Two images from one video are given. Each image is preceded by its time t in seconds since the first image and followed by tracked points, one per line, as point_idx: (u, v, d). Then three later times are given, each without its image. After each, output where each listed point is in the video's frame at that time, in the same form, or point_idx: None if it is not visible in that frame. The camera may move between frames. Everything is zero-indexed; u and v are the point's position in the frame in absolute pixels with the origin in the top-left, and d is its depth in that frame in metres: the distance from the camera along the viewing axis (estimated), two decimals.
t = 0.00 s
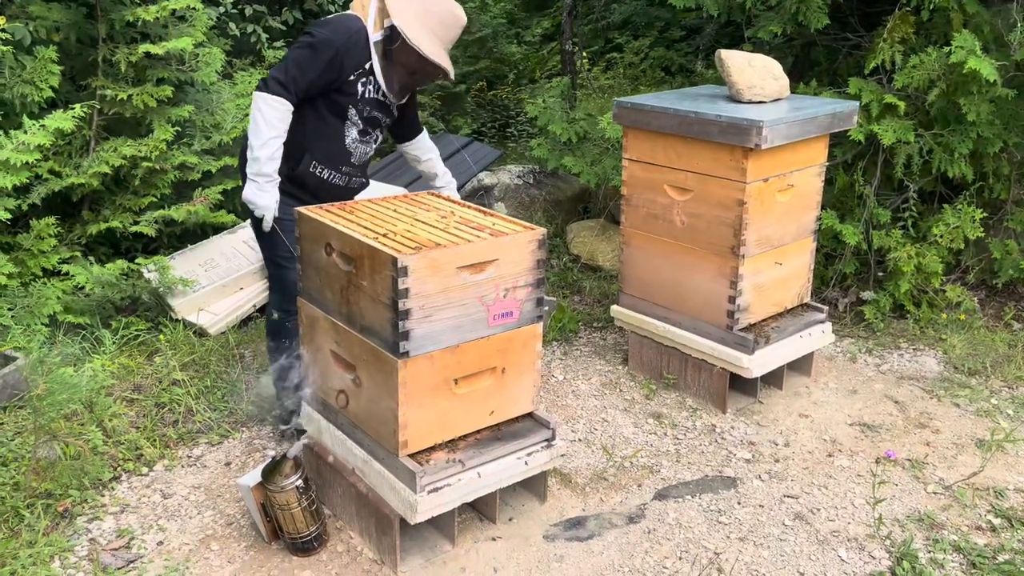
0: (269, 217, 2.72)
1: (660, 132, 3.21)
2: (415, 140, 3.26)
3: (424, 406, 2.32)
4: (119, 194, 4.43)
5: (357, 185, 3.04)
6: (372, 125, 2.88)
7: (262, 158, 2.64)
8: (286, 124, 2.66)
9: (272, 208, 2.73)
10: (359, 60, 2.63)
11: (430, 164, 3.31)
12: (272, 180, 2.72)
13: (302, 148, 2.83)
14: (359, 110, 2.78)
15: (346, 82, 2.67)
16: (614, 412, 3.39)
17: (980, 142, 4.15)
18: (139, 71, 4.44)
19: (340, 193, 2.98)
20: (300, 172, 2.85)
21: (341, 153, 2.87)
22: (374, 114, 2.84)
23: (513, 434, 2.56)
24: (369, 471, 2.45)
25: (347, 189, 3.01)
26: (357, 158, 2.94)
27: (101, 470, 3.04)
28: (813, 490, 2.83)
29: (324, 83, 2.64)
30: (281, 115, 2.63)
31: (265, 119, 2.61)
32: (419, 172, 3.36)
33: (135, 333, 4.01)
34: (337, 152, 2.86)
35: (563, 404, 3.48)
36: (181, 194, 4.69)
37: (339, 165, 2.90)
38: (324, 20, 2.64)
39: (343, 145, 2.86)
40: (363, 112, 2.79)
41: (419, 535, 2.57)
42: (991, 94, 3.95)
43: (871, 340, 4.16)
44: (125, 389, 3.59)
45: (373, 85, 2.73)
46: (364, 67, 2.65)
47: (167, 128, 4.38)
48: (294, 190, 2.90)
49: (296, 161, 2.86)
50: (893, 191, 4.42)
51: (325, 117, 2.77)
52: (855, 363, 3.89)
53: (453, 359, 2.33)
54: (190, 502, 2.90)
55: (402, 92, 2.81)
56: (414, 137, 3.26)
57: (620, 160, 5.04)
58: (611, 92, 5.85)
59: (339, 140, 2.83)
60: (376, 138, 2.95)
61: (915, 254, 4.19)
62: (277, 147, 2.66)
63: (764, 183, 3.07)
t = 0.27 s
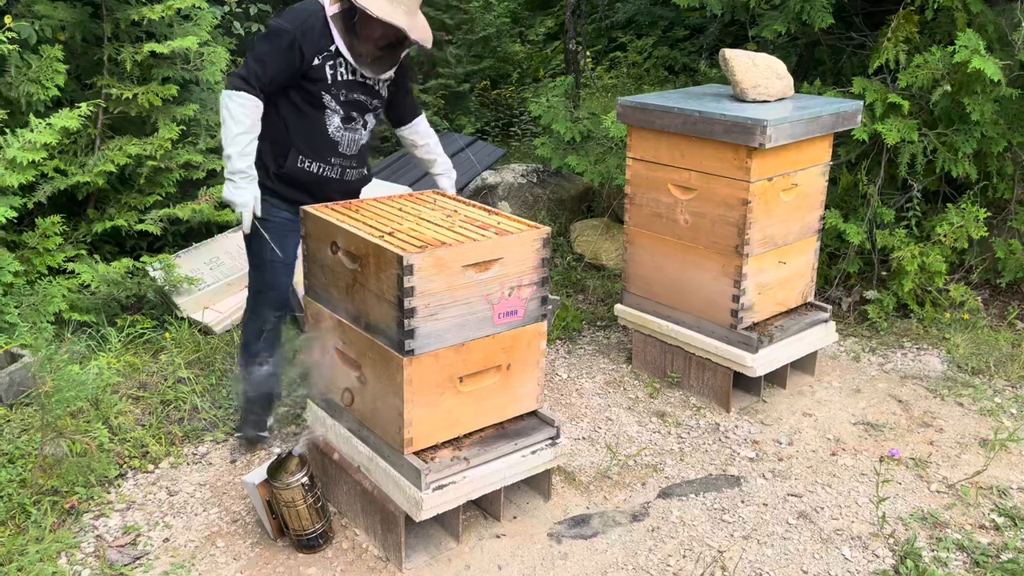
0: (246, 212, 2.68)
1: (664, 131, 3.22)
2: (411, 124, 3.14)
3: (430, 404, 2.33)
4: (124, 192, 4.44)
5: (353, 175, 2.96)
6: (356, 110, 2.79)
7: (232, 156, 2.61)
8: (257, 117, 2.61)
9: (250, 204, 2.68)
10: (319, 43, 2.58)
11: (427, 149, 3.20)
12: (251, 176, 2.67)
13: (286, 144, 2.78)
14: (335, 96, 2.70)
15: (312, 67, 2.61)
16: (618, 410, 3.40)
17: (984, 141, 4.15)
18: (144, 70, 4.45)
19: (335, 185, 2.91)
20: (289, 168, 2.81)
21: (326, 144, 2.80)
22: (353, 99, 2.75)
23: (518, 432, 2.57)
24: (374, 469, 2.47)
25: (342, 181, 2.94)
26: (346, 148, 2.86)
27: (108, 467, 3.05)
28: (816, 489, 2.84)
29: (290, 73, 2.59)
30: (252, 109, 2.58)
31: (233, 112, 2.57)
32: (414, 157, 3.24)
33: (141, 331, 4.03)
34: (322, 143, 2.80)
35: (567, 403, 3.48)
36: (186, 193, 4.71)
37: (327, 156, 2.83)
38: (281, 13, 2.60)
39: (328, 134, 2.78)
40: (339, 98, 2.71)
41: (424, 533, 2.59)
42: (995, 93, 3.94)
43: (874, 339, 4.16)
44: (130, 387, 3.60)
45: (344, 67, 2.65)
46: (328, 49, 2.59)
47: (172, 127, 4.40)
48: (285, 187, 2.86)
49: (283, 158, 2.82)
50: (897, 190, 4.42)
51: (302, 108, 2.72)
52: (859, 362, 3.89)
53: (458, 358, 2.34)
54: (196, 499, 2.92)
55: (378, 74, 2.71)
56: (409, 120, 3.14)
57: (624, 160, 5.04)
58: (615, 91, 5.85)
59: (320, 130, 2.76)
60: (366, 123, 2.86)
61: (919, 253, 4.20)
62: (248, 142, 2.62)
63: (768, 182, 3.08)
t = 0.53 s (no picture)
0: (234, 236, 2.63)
1: (670, 129, 3.23)
2: (372, 124, 3.02)
3: (437, 400, 2.34)
4: (130, 190, 4.45)
5: (324, 178, 2.90)
6: (307, 113, 2.74)
7: (191, 180, 2.58)
8: (200, 142, 2.60)
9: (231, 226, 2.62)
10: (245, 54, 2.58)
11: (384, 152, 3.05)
12: (219, 200, 2.61)
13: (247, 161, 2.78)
14: (280, 103, 2.68)
15: (246, 79, 2.61)
16: (623, 408, 3.41)
17: (990, 140, 4.15)
18: (151, 68, 4.46)
19: (305, 193, 2.87)
20: (255, 184, 2.80)
21: (286, 152, 2.77)
22: (300, 102, 2.71)
23: (524, 429, 2.58)
24: (381, 465, 2.48)
25: (313, 187, 2.89)
26: (308, 153, 2.81)
27: (115, 462, 3.07)
28: (820, 486, 2.85)
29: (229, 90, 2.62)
30: (187, 135, 2.58)
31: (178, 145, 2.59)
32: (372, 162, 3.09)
33: (147, 328, 4.04)
34: (282, 153, 2.77)
35: (572, 400, 3.49)
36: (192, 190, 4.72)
37: (290, 165, 2.79)
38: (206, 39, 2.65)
39: (284, 143, 2.75)
40: (285, 105, 2.69)
41: (430, 528, 2.60)
42: (1001, 92, 3.94)
43: (879, 337, 4.17)
44: (137, 383, 3.62)
45: (277, 74, 2.63)
46: (255, 59, 2.59)
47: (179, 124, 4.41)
48: (256, 204, 2.85)
49: (248, 176, 2.82)
50: (902, 189, 4.42)
51: (251, 123, 2.71)
52: (863, 360, 3.90)
53: (465, 354, 2.35)
54: (203, 495, 2.93)
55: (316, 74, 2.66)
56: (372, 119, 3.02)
57: (629, 158, 5.05)
58: (620, 90, 5.86)
59: (274, 141, 2.74)
60: (322, 125, 2.80)
61: (924, 252, 4.20)
62: (200, 168, 2.59)
63: (773, 180, 3.09)
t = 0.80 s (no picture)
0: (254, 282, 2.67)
1: (674, 127, 3.23)
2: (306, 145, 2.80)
3: (441, 396, 2.35)
4: (135, 186, 4.46)
5: (275, 195, 2.87)
6: (250, 140, 2.68)
7: (195, 241, 2.58)
8: (190, 205, 2.60)
9: (248, 274, 2.66)
10: (176, 102, 2.52)
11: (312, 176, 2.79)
12: (229, 255, 2.63)
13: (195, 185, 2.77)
14: (217, 135, 2.64)
15: (181, 122, 2.56)
16: (627, 405, 3.42)
17: (994, 139, 4.14)
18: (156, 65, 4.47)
19: (255, 212, 2.85)
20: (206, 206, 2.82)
21: (230, 178, 2.75)
22: (238, 131, 2.66)
23: (528, 425, 2.59)
24: (385, 460, 2.49)
25: (265, 204, 2.86)
26: (254, 177, 2.78)
27: (121, 457, 3.08)
28: (824, 483, 2.85)
29: (170, 140, 2.57)
30: (174, 203, 2.58)
31: (171, 217, 2.59)
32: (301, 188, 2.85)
33: (152, 324, 4.05)
34: (227, 180, 2.75)
35: (575, 397, 3.50)
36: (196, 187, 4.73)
37: (235, 189, 2.77)
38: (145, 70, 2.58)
39: (229, 168, 2.72)
40: (223, 136, 2.65)
41: (433, 524, 2.61)
42: (1006, 90, 3.94)
43: (882, 336, 4.17)
44: (142, 379, 3.63)
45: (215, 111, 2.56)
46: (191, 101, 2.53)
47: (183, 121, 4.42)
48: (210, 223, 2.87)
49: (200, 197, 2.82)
50: (906, 187, 4.42)
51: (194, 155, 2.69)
52: (867, 359, 3.90)
53: (470, 350, 2.36)
54: (208, 490, 2.94)
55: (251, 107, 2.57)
56: (309, 137, 2.80)
57: (633, 156, 5.05)
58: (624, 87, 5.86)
59: (219, 168, 2.72)
60: (268, 148, 2.74)
61: (928, 250, 4.20)
62: (199, 229, 2.59)
63: (777, 178, 3.09)
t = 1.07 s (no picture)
0: (261, 284, 2.59)
1: (674, 125, 3.23)
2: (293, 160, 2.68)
3: (441, 393, 2.35)
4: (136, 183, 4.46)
5: (263, 199, 2.81)
6: (236, 153, 2.61)
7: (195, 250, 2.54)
8: (185, 216, 2.56)
9: (253, 276, 2.58)
10: (159, 123, 2.43)
11: (296, 198, 2.69)
12: (232, 259, 2.57)
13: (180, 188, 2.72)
14: (203, 149, 2.56)
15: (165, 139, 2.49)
16: (626, 403, 3.42)
17: (995, 137, 4.14)
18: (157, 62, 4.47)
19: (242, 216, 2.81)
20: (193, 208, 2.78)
21: (216, 187, 2.69)
22: (224, 145, 2.57)
23: (527, 423, 2.59)
24: (385, 457, 2.49)
25: (250, 208, 2.81)
26: (241, 185, 2.71)
27: (121, 453, 3.08)
28: (823, 481, 2.85)
29: (156, 157, 2.50)
30: (168, 215, 2.54)
31: (165, 230, 2.55)
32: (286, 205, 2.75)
33: (153, 321, 4.05)
34: (214, 188, 2.69)
35: (575, 395, 3.50)
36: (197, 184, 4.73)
37: (222, 197, 2.72)
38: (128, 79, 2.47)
39: (214, 178, 2.66)
40: (209, 150, 2.57)
41: (433, 521, 2.62)
42: (1007, 89, 3.94)
43: (882, 334, 4.17)
44: (142, 376, 3.63)
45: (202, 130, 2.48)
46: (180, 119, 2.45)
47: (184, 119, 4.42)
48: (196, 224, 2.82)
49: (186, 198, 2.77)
50: (906, 185, 4.42)
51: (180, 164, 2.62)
52: (867, 357, 3.90)
53: (469, 348, 2.36)
54: (208, 487, 2.95)
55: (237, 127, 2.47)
56: (295, 153, 2.68)
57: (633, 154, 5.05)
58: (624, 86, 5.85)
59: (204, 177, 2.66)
60: (255, 159, 2.66)
61: (929, 249, 4.20)
62: (197, 237, 2.55)
63: (778, 176, 3.09)
